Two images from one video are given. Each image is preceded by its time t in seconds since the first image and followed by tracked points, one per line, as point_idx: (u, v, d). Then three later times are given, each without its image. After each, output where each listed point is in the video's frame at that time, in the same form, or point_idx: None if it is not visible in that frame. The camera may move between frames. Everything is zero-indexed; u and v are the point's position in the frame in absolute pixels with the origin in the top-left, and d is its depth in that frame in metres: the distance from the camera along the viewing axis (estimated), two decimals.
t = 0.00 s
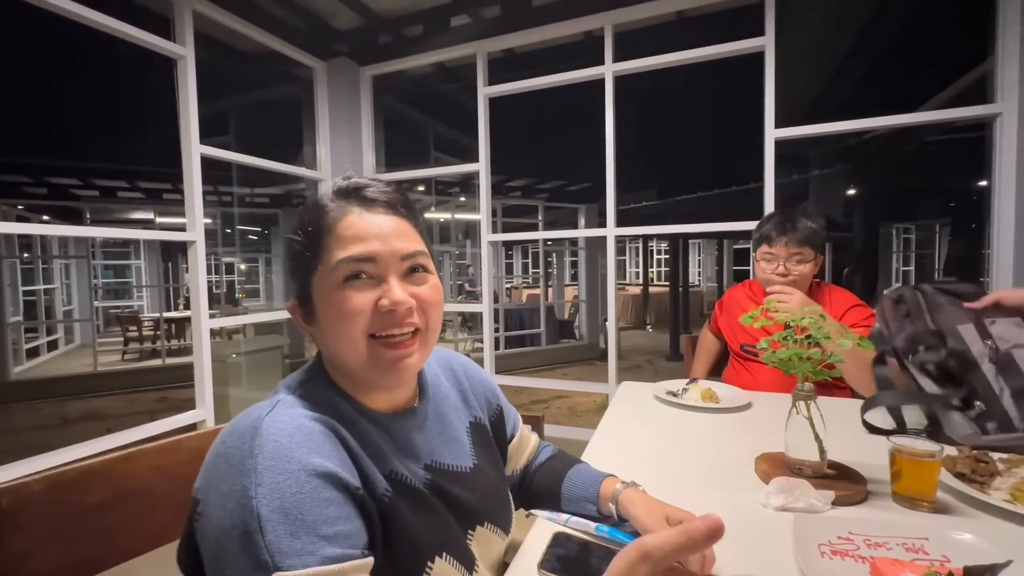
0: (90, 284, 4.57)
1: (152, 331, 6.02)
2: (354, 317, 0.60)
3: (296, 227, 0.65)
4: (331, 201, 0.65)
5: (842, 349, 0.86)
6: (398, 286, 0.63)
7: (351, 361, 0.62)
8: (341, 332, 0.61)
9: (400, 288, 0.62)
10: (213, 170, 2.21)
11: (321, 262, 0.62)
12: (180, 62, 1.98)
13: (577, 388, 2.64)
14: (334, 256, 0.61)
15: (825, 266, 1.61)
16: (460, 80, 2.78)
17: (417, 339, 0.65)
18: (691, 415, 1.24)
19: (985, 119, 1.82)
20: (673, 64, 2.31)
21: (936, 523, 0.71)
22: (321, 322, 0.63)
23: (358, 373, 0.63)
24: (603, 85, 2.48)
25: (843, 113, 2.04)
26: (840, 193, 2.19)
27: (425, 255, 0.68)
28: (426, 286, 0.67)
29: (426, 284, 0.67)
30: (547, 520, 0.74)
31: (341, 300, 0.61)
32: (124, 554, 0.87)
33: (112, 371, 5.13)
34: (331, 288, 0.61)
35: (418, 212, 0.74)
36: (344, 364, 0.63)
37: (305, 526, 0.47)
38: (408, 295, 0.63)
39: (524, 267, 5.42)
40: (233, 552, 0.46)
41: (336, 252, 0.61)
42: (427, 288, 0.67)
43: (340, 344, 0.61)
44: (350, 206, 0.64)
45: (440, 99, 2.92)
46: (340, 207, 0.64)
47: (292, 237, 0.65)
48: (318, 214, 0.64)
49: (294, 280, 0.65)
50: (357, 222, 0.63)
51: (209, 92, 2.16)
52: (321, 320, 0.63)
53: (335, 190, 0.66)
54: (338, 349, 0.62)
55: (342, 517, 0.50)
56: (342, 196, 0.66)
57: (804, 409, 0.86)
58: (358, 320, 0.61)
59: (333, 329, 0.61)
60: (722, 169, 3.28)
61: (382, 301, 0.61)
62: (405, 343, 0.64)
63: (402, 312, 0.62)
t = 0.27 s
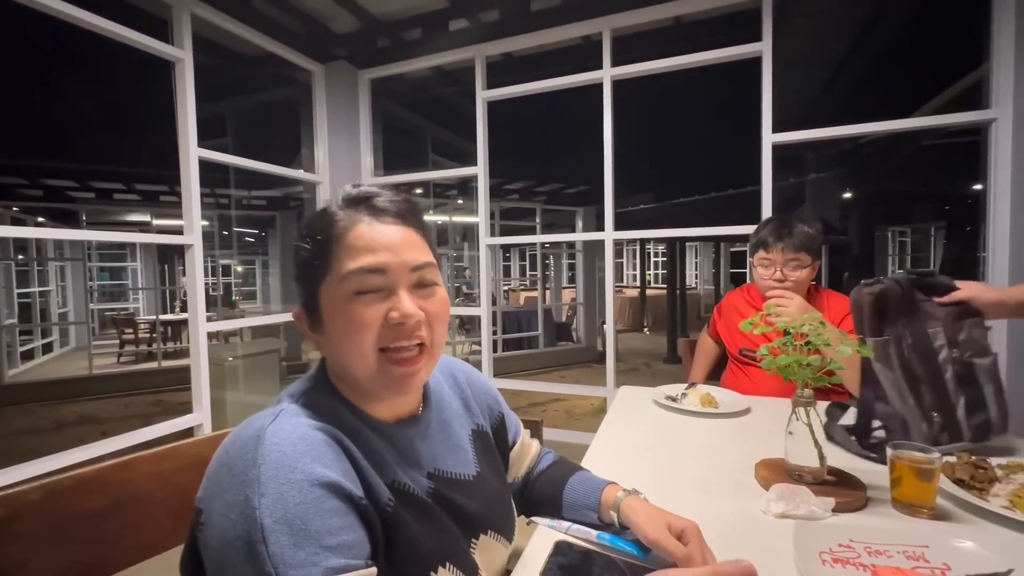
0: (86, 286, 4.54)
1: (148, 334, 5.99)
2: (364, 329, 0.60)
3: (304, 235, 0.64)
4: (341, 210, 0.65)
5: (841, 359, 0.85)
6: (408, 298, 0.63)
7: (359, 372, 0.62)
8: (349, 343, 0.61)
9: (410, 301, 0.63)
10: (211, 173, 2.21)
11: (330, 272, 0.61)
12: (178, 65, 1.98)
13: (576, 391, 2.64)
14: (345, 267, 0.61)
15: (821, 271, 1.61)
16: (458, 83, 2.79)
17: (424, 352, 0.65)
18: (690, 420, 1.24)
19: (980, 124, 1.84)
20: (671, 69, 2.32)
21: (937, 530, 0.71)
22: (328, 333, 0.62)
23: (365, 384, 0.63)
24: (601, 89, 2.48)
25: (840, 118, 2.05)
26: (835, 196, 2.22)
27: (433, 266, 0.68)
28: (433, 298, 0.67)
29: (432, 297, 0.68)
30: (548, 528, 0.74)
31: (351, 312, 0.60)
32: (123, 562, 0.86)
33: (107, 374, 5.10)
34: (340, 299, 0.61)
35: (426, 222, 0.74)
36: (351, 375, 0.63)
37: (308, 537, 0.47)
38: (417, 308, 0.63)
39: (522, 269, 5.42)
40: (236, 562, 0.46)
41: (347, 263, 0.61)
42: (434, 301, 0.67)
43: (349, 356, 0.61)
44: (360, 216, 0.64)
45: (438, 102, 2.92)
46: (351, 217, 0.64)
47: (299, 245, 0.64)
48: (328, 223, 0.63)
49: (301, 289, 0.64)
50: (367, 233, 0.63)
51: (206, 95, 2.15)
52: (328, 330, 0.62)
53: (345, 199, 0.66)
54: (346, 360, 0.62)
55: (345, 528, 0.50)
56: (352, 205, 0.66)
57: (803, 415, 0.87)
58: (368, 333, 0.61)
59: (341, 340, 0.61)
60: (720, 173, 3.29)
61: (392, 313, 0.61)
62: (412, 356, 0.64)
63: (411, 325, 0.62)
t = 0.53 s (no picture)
0: (81, 287, 4.52)
1: (144, 335, 5.97)
2: (389, 330, 0.61)
3: (324, 235, 0.64)
4: (364, 212, 0.65)
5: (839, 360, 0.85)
6: (432, 300, 0.64)
7: (382, 373, 0.62)
8: (373, 344, 0.61)
9: (434, 303, 0.63)
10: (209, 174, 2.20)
11: (356, 271, 0.61)
12: (176, 66, 1.98)
13: (574, 392, 2.64)
14: (372, 267, 0.61)
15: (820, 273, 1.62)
16: (457, 84, 2.78)
17: (444, 354, 0.66)
18: (689, 421, 1.25)
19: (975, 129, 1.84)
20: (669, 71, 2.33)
21: (935, 530, 0.72)
22: (349, 333, 0.62)
23: (386, 385, 0.63)
24: (599, 91, 2.49)
25: (838, 120, 2.06)
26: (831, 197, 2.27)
27: (451, 270, 0.69)
28: (450, 301, 0.68)
29: (449, 300, 0.68)
30: (550, 528, 0.74)
31: (376, 313, 0.61)
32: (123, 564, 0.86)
33: (103, 375, 5.07)
34: (366, 299, 0.61)
35: (439, 226, 0.74)
36: (371, 376, 0.63)
37: (316, 539, 0.47)
38: (440, 310, 0.64)
39: (519, 270, 5.42)
40: (244, 564, 0.46)
41: (374, 263, 0.61)
42: (452, 305, 0.68)
43: (374, 356, 0.61)
44: (382, 218, 0.65)
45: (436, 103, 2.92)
46: (374, 219, 0.64)
47: (320, 244, 0.64)
48: (352, 224, 0.63)
49: (320, 288, 0.64)
50: (390, 234, 0.64)
51: (205, 95, 2.15)
52: (350, 330, 0.62)
53: (365, 201, 0.67)
54: (368, 361, 0.62)
55: (352, 529, 0.50)
56: (373, 207, 0.66)
57: (803, 417, 0.88)
58: (394, 334, 0.61)
59: (366, 340, 0.61)
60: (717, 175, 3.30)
61: (418, 315, 0.62)
62: (434, 358, 0.64)
63: (434, 327, 0.63)
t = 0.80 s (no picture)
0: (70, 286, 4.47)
1: (135, 334, 5.91)
2: (386, 325, 0.61)
3: (321, 232, 0.64)
4: (360, 209, 0.65)
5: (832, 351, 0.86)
6: (429, 295, 0.64)
7: (378, 368, 0.62)
8: (370, 339, 0.61)
9: (431, 298, 0.63)
10: (200, 172, 2.18)
11: (353, 267, 0.61)
12: (168, 63, 1.96)
13: (568, 391, 2.65)
14: (369, 262, 0.61)
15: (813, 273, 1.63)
16: (451, 83, 2.78)
17: (440, 349, 0.66)
18: (682, 419, 1.25)
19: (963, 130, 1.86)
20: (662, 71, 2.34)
21: (923, 526, 0.73)
22: (346, 328, 0.62)
23: (383, 380, 0.63)
24: (594, 91, 2.49)
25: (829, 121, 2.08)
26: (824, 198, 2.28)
27: (447, 267, 0.70)
28: (447, 297, 0.68)
29: (446, 296, 0.69)
30: (544, 525, 0.75)
31: (373, 307, 0.61)
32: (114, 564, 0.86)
33: (93, 375, 5.02)
34: (363, 294, 0.61)
35: (434, 224, 0.75)
36: (367, 372, 0.63)
37: (313, 534, 0.47)
38: (437, 305, 0.64)
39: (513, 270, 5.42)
40: (240, 560, 0.46)
41: (371, 258, 0.61)
42: (448, 301, 0.68)
43: (370, 351, 0.61)
44: (378, 215, 0.65)
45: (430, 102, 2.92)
46: (371, 216, 0.64)
47: (316, 242, 0.64)
48: (349, 220, 0.63)
49: (316, 284, 0.64)
50: (387, 230, 0.64)
51: (197, 93, 2.13)
52: (346, 326, 0.62)
53: (362, 198, 0.67)
54: (365, 356, 0.62)
55: (348, 526, 0.50)
56: (370, 204, 0.66)
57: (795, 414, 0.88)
58: (391, 328, 0.61)
59: (362, 335, 0.61)
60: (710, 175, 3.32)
61: (415, 310, 0.62)
62: (430, 354, 0.64)
63: (432, 323, 0.63)
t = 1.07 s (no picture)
0: (56, 287, 4.40)
1: (122, 336, 5.84)
2: (382, 331, 0.61)
3: (317, 235, 0.64)
4: (358, 213, 0.65)
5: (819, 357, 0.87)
6: (425, 302, 0.64)
7: (373, 373, 0.62)
8: (365, 344, 0.61)
9: (427, 305, 0.63)
10: (189, 172, 2.16)
11: (349, 272, 0.61)
12: (156, 62, 1.94)
13: (560, 392, 2.65)
14: (366, 267, 0.61)
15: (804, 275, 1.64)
16: (443, 84, 2.77)
17: (435, 355, 0.65)
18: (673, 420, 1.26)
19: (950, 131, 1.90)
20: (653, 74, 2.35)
21: (910, 525, 0.74)
22: (340, 333, 0.62)
23: (378, 385, 0.63)
24: (586, 93, 2.51)
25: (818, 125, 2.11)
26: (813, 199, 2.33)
27: (444, 273, 0.69)
28: (443, 303, 0.68)
29: (442, 302, 0.68)
30: (536, 527, 0.75)
31: (368, 314, 0.60)
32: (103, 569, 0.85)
33: (79, 377, 4.95)
34: (359, 300, 0.60)
35: (431, 228, 0.74)
36: (361, 376, 0.62)
37: (304, 539, 0.47)
38: (433, 312, 0.64)
39: (506, 271, 5.42)
40: (230, 564, 0.46)
41: (368, 264, 0.61)
42: (445, 306, 0.68)
43: (365, 357, 0.61)
44: (375, 219, 0.65)
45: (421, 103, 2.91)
46: (368, 220, 0.64)
47: (311, 245, 0.63)
48: (346, 224, 0.63)
49: (311, 288, 0.63)
50: (384, 235, 0.63)
51: (186, 92, 2.11)
52: (341, 331, 0.62)
53: (359, 201, 0.67)
54: (359, 361, 0.61)
55: (339, 530, 0.50)
56: (367, 208, 0.66)
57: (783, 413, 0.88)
58: (387, 334, 0.61)
59: (358, 341, 0.61)
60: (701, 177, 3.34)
61: (411, 317, 0.62)
62: (425, 360, 0.64)
63: (427, 329, 0.63)
